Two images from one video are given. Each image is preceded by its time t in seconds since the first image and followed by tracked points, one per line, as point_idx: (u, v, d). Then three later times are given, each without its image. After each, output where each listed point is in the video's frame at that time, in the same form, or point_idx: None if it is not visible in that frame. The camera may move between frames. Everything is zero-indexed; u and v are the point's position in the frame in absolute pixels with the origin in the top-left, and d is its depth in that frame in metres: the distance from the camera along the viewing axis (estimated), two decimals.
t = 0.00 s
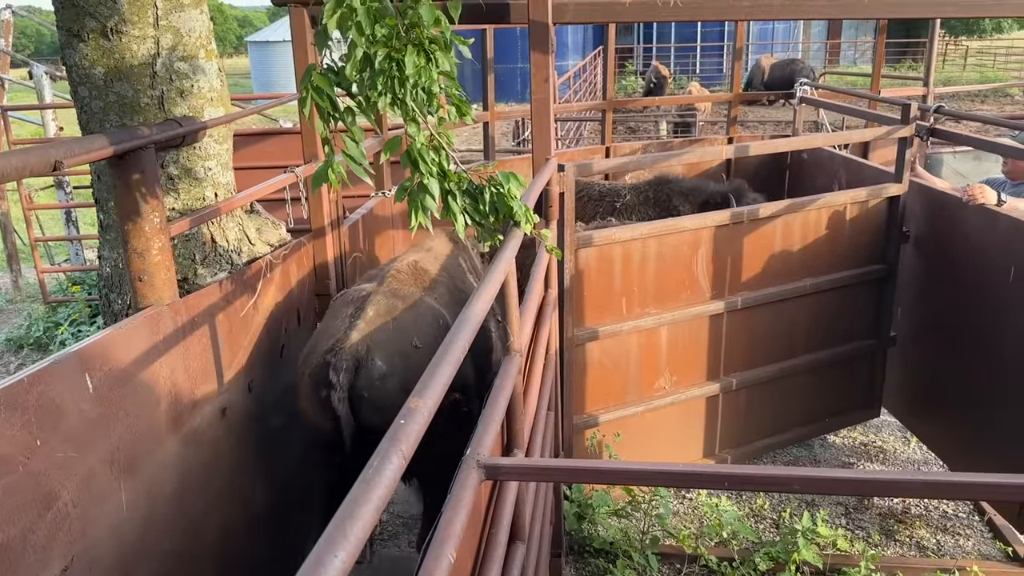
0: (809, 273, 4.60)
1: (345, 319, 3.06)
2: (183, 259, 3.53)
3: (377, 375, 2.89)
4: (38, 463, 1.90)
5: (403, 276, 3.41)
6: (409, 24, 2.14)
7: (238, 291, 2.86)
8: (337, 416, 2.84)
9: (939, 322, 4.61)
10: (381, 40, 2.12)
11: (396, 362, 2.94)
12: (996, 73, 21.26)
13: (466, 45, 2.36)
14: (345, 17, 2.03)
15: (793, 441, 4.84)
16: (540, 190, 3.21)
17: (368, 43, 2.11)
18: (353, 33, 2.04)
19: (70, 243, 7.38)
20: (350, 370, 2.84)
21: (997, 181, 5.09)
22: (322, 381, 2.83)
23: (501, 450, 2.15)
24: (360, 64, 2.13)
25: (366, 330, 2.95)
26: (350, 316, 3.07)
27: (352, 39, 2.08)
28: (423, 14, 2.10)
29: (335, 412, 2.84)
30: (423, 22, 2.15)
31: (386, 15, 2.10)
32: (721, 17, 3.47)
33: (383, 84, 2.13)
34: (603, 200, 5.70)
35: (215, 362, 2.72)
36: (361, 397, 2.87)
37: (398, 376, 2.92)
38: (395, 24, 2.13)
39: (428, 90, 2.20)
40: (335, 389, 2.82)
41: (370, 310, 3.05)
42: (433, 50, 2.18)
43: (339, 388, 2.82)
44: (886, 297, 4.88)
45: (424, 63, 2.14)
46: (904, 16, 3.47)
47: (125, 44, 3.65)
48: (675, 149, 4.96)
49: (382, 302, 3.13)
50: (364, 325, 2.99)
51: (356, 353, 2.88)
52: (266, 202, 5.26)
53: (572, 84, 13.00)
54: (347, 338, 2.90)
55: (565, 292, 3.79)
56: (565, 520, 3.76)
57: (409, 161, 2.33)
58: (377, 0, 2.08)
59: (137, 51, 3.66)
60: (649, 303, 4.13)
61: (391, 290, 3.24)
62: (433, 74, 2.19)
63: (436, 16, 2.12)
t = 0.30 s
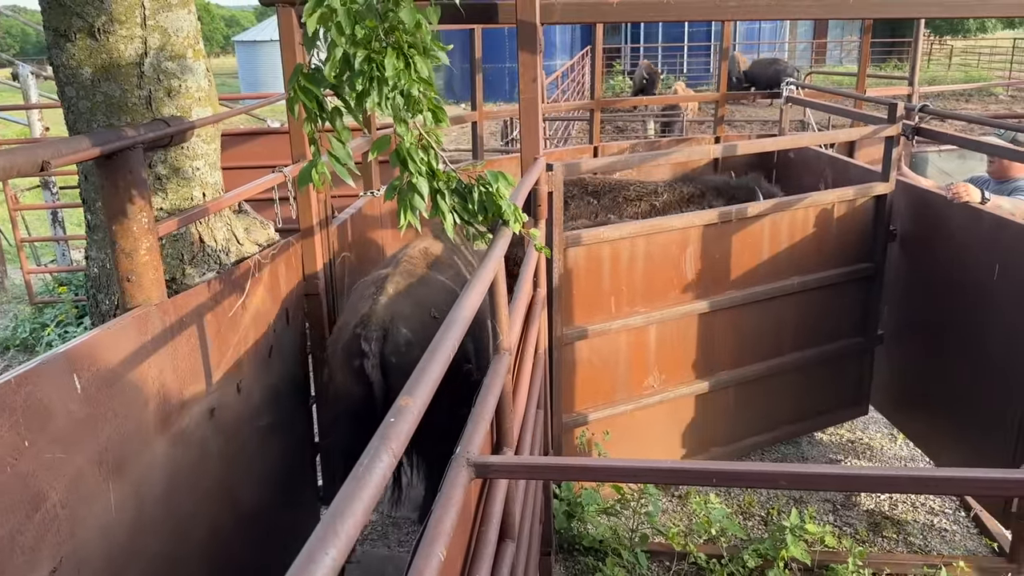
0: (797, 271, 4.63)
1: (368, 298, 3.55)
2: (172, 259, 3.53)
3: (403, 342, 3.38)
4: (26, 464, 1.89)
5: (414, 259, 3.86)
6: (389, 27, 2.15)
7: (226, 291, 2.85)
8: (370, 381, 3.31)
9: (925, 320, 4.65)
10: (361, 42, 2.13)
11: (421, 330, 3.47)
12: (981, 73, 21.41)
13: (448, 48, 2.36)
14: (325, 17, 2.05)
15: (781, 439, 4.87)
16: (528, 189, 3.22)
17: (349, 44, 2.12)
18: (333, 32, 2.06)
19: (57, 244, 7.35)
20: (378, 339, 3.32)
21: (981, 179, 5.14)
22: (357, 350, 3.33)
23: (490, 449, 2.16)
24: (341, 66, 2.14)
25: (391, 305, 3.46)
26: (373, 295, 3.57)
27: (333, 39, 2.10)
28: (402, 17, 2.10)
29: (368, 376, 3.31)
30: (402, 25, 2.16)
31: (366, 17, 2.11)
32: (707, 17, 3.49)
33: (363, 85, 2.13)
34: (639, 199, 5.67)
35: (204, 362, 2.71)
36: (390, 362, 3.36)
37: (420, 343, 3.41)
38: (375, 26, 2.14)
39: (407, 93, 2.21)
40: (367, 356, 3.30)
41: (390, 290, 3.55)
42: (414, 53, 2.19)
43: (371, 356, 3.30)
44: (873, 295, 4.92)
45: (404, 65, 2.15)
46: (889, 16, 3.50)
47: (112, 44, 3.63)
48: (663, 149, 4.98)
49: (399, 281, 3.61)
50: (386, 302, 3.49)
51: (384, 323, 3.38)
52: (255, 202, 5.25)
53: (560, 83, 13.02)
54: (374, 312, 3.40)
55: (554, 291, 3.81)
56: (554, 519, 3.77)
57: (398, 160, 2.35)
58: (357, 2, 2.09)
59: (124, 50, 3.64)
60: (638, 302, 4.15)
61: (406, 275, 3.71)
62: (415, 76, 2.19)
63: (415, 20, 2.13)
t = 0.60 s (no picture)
0: (788, 271, 4.66)
1: (367, 299, 3.71)
2: (163, 260, 3.54)
3: (397, 342, 3.53)
4: (19, 465, 1.88)
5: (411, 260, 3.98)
6: (385, 27, 2.16)
7: (217, 292, 2.85)
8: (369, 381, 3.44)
9: (914, 318, 4.68)
10: (357, 42, 2.14)
11: (414, 329, 3.59)
12: (969, 72, 21.54)
13: (442, 47, 2.37)
14: (320, 19, 2.02)
15: (773, 437, 4.89)
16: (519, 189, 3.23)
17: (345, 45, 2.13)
18: (329, 34, 2.03)
19: (46, 244, 7.32)
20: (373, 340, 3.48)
21: (970, 179, 5.17)
22: (355, 352, 3.52)
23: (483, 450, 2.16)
24: (337, 66, 2.15)
25: (385, 308, 3.60)
26: (372, 296, 3.71)
27: (327, 40, 2.07)
28: (398, 18, 2.11)
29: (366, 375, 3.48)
30: (399, 25, 2.17)
31: (362, 18, 2.11)
32: (697, 18, 3.50)
33: (359, 85, 2.14)
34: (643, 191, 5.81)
35: (196, 363, 2.71)
36: (385, 362, 3.52)
37: (413, 342, 3.56)
38: (371, 27, 2.15)
39: (404, 92, 2.22)
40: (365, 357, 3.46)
41: (386, 292, 3.68)
42: (409, 54, 2.20)
43: (368, 357, 3.45)
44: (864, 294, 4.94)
45: (400, 66, 2.17)
46: (879, 16, 3.52)
47: (103, 45, 3.62)
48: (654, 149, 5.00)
49: (396, 282, 3.75)
50: (382, 304, 3.63)
51: (378, 325, 3.52)
52: (247, 202, 5.25)
53: (552, 82, 13.04)
54: (369, 315, 3.56)
55: (546, 291, 3.82)
56: (546, 518, 3.78)
57: (390, 161, 2.34)
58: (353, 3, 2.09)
59: (115, 51, 3.63)
60: (630, 302, 4.16)
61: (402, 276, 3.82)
62: (411, 77, 2.21)
63: (412, 20, 2.15)
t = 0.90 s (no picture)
0: (784, 270, 4.68)
1: (353, 284, 3.53)
2: (161, 259, 3.55)
3: (381, 333, 3.41)
4: (19, 464, 1.89)
5: (404, 241, 3.75)
6: (385, 26, 2.19)
7: (214, 292, 2.85)
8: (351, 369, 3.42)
9: (908, 318, 4.71)
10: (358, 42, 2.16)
11: (399, 322, 3.45)
12: (963, 72, 21.63)
13: (442, 47, 2.40)
14: (320, 17, 2.05)
15: (769, 435, 4.91)
16: (516, 188, 3.24)
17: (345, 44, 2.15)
18: (329, 33, 2.05)
19: (41, 244, 7.30)
20: (358, 331, 3.38)
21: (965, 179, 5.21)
22: (338, 340, 3.41)
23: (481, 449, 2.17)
24: (336, 66, 2.17)
25: (372, 297, 3.44)
26: (359, 283, 3.51)
27: (328, 39, 2.10)
28: (398, 16, 2.15)
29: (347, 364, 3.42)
30: (399, 24, 2.20)
31: (363, 17, 2.14)
32: (693, 18, 3.52)
33: (360, 84, 2.15)
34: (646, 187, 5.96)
35: (194, 362, 2.71)
36: (368, 352, 3.43)
37: (398, 335, 3.44)
38: (371, 26, 2.17)
39: (405, 91, 2.23)
40: (349, 346, 3.38)
41: (375, 280, 3.50)
42: (410, 52, 2.23)
43: (351, 347, 3.39)
44: (860, 293, 4.96)
45: (400, 65, 2.19)
46: (873, 17, 3.53)
47: (101, 45, 3.62)
48: (650, 149, 5.01)
49: (385, 269, 3.55)
50: (369, 292, 3.45)
51: (363, 315, 3.40)
52: (244, 202, 5.25)
53: (549, 81, 13.07)
54: (356, 304, 3.40)
55: (543, 290, 3.83)
56: (543, 516, 3.79)
57: (389, 161, 2.35)
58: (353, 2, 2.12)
59: (113, 51, 3.64)
60: (627, 301, 4.18)
61: (392, 261, 3.61)
62: (410, 75, 2.24)
63: (412, 18, 2.18)
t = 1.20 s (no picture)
0: (784, 270, 4.68)
1: (363, 282, 3.53)
2: (162, 260, 3.53)
3: (395, 324, 3.39)
4: (20, 464, 1.89)
5: (409, 241, 3.78)
6: (388, 25, 2.19)
7: (215, 292, 2.85)
8: (364, 360, 3.33)
9: (910, 318, 4.70)
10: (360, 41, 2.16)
11: (412, 314, 3.43)
12: (963, 72, 21.63)
13: (445, 46, 2.41)
14: (324, 16, 2.05)
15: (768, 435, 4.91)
16: (517, 188, 3.24)
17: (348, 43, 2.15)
18: (332, 32, 2.06)
19: (42, 244, 7.31)
20: (373, 322, 3.34)
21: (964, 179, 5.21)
22: (352, 333, 3.37)
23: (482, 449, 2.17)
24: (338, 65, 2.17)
25: (383, 291, 3.44)
26: (369, 280, 3.52)
27: (331, 38, 2.11)
28: (401, 15, 2.15)
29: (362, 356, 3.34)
30: (402, 24, 2.21)
31: (365, 16, 2.14)
32: (693, 18, 3.51)
33: (361, 83, 2.15)
34: (646, 183, 6.08)
35: (195, 362, 2.71)
36: (383, 344, 3.38)
37: (412, 326, 3.41)
38: (374, 25, 2.17)
39: (407, 90, 2.24)
40: (364, 337, 3.32)
41: (385, 276, 3.50)
42: (412, 51, 2.23)
43: (367, 337, 3.32)
44: (860, 294, 4.97)
45: (403, 64, 2.19)
46: (873, 17, 3.53)
47: (102, 45, 3.62)
48: (650, 150, 5.02)
49: (393, 266, 3.57)
50: (379, 286, 3.45)
51: (377, 307, 3.38)
52: (244, 202, 5.26)
53: (549, 81, 13.08)
54: (368, 297, 3.39)
55: (543, 290, 3.83)
56: (544, 516, 3.80)
57: (390, 161, 2.35)
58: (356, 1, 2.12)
59: (114, 51, 3.64)
60: (628, 301, 4.18)
61: (399, 259, 3.62)
62: (413, 75, 2.24)
63: (415, 17, 2.18)
